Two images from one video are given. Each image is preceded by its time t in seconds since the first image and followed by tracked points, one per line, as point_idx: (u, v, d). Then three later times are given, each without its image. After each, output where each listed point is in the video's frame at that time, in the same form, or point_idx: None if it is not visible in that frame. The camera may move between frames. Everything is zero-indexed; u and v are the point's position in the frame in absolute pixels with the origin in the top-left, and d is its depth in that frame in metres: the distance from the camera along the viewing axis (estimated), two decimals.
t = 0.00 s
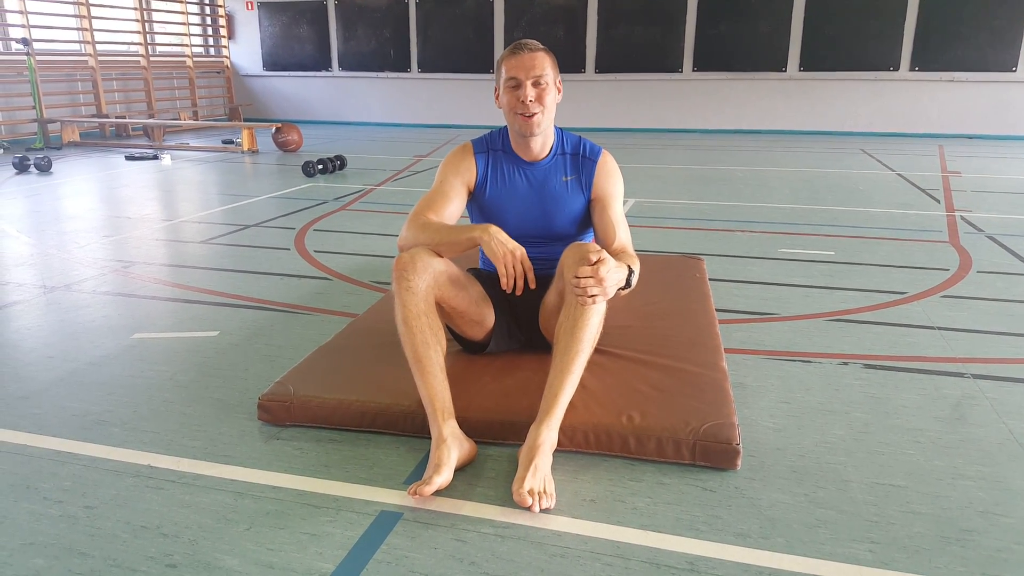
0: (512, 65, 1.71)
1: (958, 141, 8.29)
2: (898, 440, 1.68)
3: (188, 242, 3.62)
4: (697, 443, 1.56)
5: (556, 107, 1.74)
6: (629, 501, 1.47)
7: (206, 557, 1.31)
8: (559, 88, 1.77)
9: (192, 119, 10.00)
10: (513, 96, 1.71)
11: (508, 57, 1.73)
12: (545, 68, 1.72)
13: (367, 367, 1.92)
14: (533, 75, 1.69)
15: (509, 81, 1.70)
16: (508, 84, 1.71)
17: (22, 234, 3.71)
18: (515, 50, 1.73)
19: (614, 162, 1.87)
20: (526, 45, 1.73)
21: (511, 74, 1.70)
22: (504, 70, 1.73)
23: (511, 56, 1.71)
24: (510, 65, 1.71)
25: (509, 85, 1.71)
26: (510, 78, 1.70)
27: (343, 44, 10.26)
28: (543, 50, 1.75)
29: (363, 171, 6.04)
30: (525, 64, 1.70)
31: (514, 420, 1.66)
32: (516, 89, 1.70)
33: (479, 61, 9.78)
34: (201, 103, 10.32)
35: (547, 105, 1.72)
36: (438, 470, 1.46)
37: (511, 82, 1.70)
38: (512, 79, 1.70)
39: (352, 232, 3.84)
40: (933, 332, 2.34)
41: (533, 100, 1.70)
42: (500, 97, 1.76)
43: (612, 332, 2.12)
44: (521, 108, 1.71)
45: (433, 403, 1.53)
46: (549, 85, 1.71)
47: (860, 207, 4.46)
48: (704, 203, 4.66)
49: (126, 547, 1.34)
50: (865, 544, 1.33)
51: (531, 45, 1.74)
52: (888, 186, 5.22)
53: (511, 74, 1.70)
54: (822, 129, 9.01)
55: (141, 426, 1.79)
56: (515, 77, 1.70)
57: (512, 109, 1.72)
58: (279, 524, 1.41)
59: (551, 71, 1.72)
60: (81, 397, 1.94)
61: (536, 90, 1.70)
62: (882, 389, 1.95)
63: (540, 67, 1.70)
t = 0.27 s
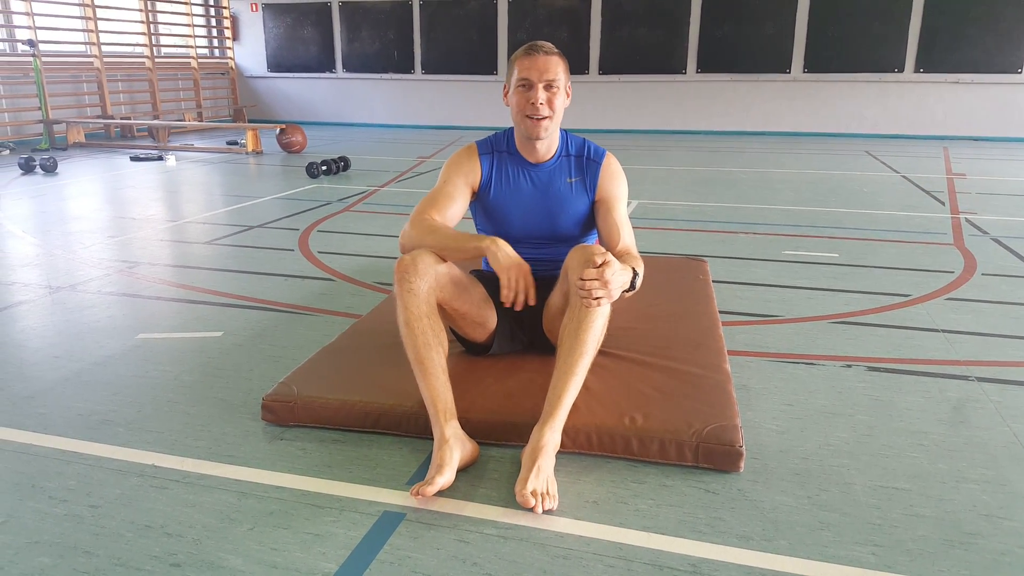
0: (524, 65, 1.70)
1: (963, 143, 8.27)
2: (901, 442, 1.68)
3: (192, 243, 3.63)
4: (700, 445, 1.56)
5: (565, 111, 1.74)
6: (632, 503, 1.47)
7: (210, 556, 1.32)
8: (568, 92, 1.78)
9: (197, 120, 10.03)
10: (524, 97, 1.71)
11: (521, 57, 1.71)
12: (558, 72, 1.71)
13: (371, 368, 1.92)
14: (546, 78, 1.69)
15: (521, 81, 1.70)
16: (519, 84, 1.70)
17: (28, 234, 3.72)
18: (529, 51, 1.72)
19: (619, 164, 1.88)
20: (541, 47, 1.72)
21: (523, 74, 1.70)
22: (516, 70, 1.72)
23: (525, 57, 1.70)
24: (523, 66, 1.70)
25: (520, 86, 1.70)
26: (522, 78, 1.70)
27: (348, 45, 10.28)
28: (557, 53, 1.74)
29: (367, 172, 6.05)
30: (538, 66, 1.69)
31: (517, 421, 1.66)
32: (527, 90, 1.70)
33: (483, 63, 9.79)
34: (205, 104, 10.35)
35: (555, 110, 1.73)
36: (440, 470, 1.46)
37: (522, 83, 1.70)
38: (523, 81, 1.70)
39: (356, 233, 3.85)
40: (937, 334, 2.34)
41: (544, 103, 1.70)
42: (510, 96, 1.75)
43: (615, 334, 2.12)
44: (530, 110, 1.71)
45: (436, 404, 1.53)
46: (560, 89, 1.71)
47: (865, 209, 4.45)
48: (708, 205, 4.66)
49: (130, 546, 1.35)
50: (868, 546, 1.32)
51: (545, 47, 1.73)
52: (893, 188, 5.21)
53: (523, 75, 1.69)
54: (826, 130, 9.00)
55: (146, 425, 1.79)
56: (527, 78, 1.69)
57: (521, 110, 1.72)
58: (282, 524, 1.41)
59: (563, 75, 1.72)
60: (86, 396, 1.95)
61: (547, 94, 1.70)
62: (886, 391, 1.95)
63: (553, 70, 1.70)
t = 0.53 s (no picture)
0: (539, 62, 1.71)
1: (965, 143, 8.26)
2: (903, 442, 1.68)
3: (194, 244, 3.63)
4: (702, 445, 1.56)
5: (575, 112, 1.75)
6: (634, 502, 1.48)
7: (213, 557, 1.32)
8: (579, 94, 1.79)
9: (198, 120, 10.04)
10: (536, 94, 1.71)
11: (537, 55, 1.73)
12: (572, 72, 1.72)
13: (373, 368, 1.92)
14: (560, 76, 1.69)
15: (535, 78, 1.70)
16: (532, 81, 1.71)
17: (30, 235, 3.73)
18: (544, 49, 1.73)
19: (622, 164, 1.89)
20: (556, 46, 1.74)
21: (538, 71, 1.70)
22: (530, 66, 1.73)
23: (541, 55, 1.71)
24: (537, 63, 1.70)
25: (533, 82, 1.70)
26: (536, 75, 1.70)
27: (349, 46, 10.28)
28: (570, 54, 1.75)
29: (368, 173, 6.06)
30: (553, 65, 1.70)
31: (519, 421, 1.66)
32: (540, 87, 1.70)
33: (484, 63, 9.79)
34: (206, 104, 10.36)
35: (566, 109, 1.73)
36: (443, 470, 1.47)
37: (536, 79, 1.70)
38: (537, 77, 1.70)
39: (357, 234, 3.86)
40: (938, 334, 2.34)
41: (556, 101, 1.70)
42: (522, 93, 1.76)
43: (616, 334, 2.12)
44: (542, 107, 1.71)
45: (438, 404, 1.53)
46: (573, 89, 1.72)
47: (866, 209, 4.45)
48: (709, 205, 4.66)
49: (133, 547, 1.35)
50: (870, 545, 1.32)
51: (560, 47, 1.74)
52: (894, 188, 5.20)
53: (537, 72, 1.70)
54: (828, 130, 8.99)
55: (148, 426, 1.80)
56: (542, 75, 1.69)
57: (533, 106, 1.72)
58: (285, 524, 1.42)
59: (576, 75, 1.73)
60: (88, 398, 1.95)
61: (560, 92, 1.70)
62: (887, 390, 1.95)
63: (567, 70, 1.71)
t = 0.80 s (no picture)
0: (547, 65, 1.70)
1: (966, 144, 8.25)
2: (904, 443, 1.68)
3: (194, 242, 3.62)
4: (703, 446, 1.56)
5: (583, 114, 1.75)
6: (634, 503, 1.47)
7: (212, 556, 1.31)
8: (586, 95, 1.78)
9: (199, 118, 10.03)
10: (545, 96, 1.70)
11: (545, 56, 1.71)
12: (581, 74, 1.71)
13: (373, 367, 1.92)
14: (569, 79, 1.68)
15: (543, 81, 1.69)
16: (540, 83, 1.70)
17: (29, 232, 3.72)
18: (552, 51, 1.71)
19: (627, 166, 1.88)
20: (564, 47, 1.72)
21: (546, 74, 1.69)
22: (538, 68, 1.71)
23: (549, 57, 1.70)
24: (546, 65, 1.69)
25: (542, 85, 1.69)
26: (544, 78, 1.69)
27: (350, 44, 10.27)
28: (579, 56, 1.74)
29: (369, 171, 6.05)
30: (562, 67, 1.69)
31: (520, 421, 1.66)
32: (549, 90, 1.69)
33: (486, 61, 9.78)
34: (207, 102, 10.35)
35: (574, 112, 1.73)
36: (443, 470, 1.46)
37: (544, 82, 1.69)
38: (546, 80, 1.69)
39: (358, 232, 3.85)
40: (940, 335, 2.33)
41: (564, 104, 1.70)
42: (529, 94, 1.75)
43: (617, 334, 2.12)
44: (550, 110, 1.70)
45: (438, 404, 1.53)
46: (581, 91, 1.71)
47: (867, 209, 4.45)
48: (710, 205, 4.65)
49: (132, 545, 1.34)
50: (871, 547, 1.32)
51: (568, 48, 1.73)
52: (896, 188, 5.20)
53: (546, 74, 1.69)
54: (829, 130, 8.99)
55: (147, 424, 1.79)
56: (550, 78, 1.68)
57: (540, 109, 1.71)
58: (284, 524, 1.41)
59: (585, 78, 1.72)
60: (88, 395, 1.94)
61: (569, 95, 1.69)
62: (889, 392, 1.94)
63: (576, 72, 1.70)
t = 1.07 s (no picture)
0: (552, 66, 1.70)
1: (969, 145, 8.24)
2: (906, 445, 1.67)
3: (196, 242, 3.63)
4: (705, 447, 1.56)
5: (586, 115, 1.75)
6: (637, 504, 1.47)
7: (215, 556, 1.32)
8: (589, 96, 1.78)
9: (201, 119, 10.04)
10: (549, 97, 1.70)
11: (549, 57, 1.72)
12: (583, 75, 1.71)
13: (375, 368, 1.92)
14: (573, 80, 1.69)
15: (547, 81, 1.70)
16: (544, 84, 1.70)
17: (31, 233, 3.72)
18: (556, 52, 1.72)
19: (631, 167, 1.88)
20: (567, 48, 1.73)
21: (550, 75, 1.70)
22: (542, 70, 1.72)
23: (553, 58, 1.70)
24: (549, 66, 1.70)
25: (546, 85, 1.70)
26: (548, 78, 1.70)
27: (352, 45, 10.29)
28: (582, 57, 1.75)
29: (370, 172, 6.06)
30: (566, 67, 1.69)
31: (523, 422, 1.66)
32: (552, 90, 1.70)
33: (487, 62, 9.79)
34: (209, 103, 10.36)
35: (578, 113, 1.73)
36: (444, 471, 1.46)
37: (548, 83, 1.70)
38: (550, 80, 1.69)
39: (359, 233, 3.85)
40: (942, 336, 2.33)
41: (568, 105, 1.70)
42: (533, 95, 1.75)
43: (619, 335, 2.12)
44: (554, 111, 1.71)
45: (440, 404, 1.52)
46: (585, 92, 1.72)
47: (870, 210, 4.44)
48: (712, 206, 4.65)
49: (135, 545, 1.34)
50: (874, 548, 1.32)
51: (571, 49, 1.73)
52: (898, 189, 5.19)
53: (549, 75, 1.69)
54: (831, 131, 8.98)
55: (150, 425, 1.79)
56: (554, 79, 1.69)
57: (545, 109, 1.72)
58: (286, 524, 1.41)
59: (588, 79, 1.73)
60: (90, 396, 1.95)
61: (572, 97, 1.70)
62: (891, 393, 1.94)
63: (579, 74, 1.70)
